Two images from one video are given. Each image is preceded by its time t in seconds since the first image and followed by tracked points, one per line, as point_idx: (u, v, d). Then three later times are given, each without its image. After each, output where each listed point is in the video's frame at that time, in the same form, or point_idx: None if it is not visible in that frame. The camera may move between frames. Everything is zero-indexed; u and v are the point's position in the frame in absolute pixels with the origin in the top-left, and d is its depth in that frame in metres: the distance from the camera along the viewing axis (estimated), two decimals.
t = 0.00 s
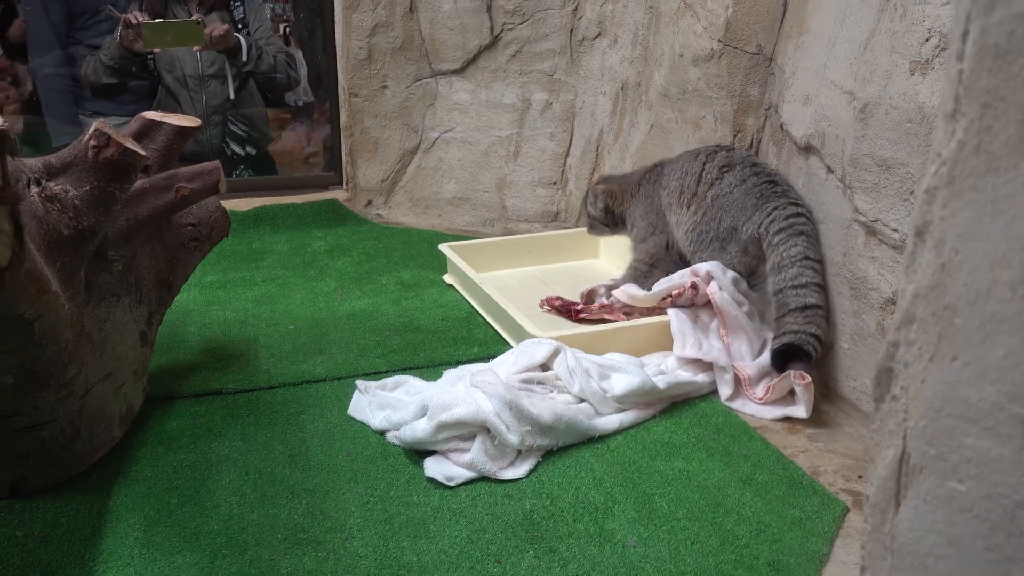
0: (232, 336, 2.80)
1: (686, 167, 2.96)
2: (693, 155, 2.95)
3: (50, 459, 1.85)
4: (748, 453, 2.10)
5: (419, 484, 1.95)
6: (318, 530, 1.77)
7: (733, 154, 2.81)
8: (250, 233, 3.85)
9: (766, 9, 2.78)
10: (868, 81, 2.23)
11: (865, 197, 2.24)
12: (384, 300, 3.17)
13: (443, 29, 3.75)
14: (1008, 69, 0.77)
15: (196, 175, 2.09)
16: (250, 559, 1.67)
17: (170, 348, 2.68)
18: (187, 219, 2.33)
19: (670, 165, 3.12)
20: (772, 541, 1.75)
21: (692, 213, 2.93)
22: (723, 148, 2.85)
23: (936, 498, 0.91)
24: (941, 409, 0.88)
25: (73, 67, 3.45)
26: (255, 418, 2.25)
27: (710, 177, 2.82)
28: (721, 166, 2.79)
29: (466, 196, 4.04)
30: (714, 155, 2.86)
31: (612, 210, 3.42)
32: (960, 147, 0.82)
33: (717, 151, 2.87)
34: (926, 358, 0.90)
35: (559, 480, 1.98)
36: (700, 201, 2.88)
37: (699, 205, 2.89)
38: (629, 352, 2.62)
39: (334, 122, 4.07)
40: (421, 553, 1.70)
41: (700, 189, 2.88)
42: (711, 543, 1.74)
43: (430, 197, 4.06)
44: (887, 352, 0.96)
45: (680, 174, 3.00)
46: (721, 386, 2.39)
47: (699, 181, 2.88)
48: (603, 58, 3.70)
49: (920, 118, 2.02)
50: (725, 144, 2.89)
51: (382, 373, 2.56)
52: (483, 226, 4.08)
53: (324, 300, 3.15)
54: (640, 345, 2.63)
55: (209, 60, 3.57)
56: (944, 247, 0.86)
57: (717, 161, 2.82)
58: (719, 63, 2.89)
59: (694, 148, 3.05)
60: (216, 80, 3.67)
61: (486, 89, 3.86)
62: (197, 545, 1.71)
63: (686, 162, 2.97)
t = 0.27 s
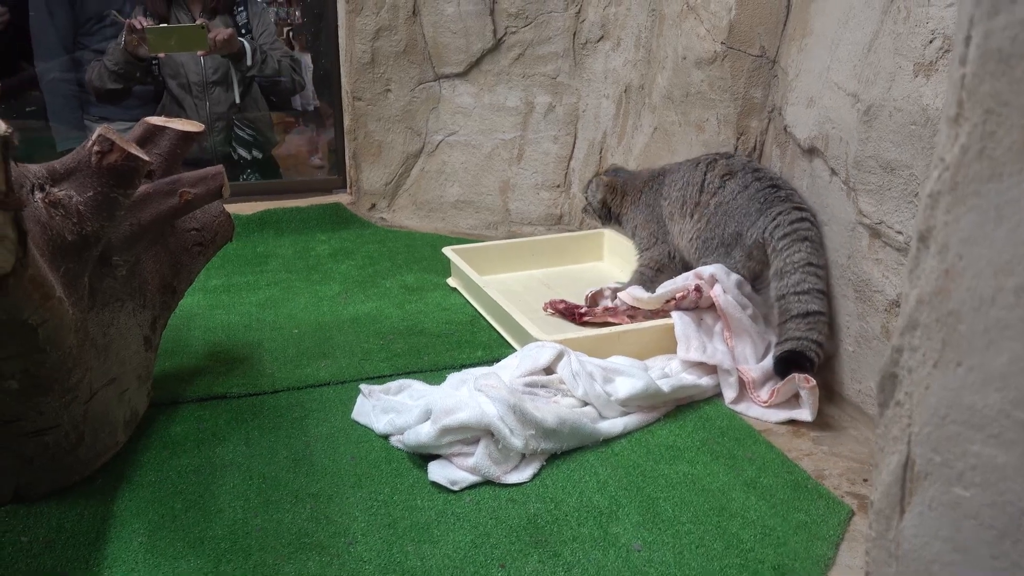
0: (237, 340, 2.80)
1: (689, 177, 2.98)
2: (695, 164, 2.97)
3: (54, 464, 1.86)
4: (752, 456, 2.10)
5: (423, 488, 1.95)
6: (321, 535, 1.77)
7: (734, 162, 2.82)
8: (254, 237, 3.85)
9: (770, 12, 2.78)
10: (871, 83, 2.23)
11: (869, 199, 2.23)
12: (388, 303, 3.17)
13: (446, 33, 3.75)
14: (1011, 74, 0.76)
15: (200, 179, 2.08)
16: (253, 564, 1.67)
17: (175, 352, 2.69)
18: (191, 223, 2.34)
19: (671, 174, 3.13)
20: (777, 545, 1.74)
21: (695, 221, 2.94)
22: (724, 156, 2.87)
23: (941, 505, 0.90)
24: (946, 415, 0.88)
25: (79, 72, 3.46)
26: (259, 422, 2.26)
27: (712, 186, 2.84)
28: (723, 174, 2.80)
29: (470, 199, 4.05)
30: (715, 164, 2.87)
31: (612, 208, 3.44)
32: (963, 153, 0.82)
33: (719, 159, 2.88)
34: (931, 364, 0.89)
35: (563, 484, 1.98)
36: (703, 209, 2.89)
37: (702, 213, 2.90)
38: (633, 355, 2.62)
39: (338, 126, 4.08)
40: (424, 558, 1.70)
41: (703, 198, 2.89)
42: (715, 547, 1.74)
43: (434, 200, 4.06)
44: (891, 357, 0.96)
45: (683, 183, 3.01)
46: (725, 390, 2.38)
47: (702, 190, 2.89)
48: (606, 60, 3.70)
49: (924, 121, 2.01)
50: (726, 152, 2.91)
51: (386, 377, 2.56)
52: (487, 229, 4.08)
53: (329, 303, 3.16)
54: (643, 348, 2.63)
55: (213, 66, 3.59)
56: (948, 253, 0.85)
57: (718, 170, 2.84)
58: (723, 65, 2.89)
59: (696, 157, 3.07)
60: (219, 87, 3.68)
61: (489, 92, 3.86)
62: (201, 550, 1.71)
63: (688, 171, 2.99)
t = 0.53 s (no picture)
0: (241, 345, 2.80)
1: (692, 183, 2.98)
2: (698, 170, 2.97)
3: (59, 470, 1.86)
4: (758, 462, 2.09)
5: (428, 494, 1.95)
6: (326, 541, 1.77)
7: (738, 168, 2.83)
8: (259, 242, 3.86)
9: (774, 15, 2.77)
10: (877, 87, 2.22)
11: (875, 204, 2.22)
12: (393, 308, 3.17)
13: (450, 37, 3.75)
14: (1018, 81, 0.76)
15: (205, 185, 2.07)
16: (258, 571, 1.67)
17: (180, 357, 2.70)
18: (196, 229, 2.34)
19: (673, 181, 3.13)
20: (784, 552, 1.73)
21: (698, 228, 2.94)
22: (726, 163, 2.87)
23: (949, 514, 0.90)
24: (954, 424, 0.87)
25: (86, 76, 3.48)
26: (264, 427, 2.26)
27: (716, 192, 2.84)
28: (727, 180, 2.81)
29: (474, 204, 4.05)
30: (718, 170, 2.88)
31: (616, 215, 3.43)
32: (970, 159, 0.82)
33: (722, 166, 2.88)
34: (939, 372, 0.89)
35: (569, 490, 1.97)
36: (707, 216, 2.88)
37: (706, 219, 2.89)
38: (638, 359, 2.61)
39: (342, 131, 4.09)
40: (429, 564, 1.70)
41: (706, 204, 2.89)
42: (722, 553, 1.73)
43: (438, 205, 4.06)
44: (898, 365, 0.95)
45: (686, 189, 3.01)
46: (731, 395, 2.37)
47: (705, 196, 2.89)
48: (610, 64, 3.70)
49: (930, 124, 2.00)
50: (729, 159, 2.91)
51: (391, 382, 2.56)
52: (492, 234, 4.08)
53: (333, 308, 3.16)
54: (648, 353, 2.62)
55: (219, 73, 3.60)
56: (956, 260, 0.85)
57: (721, 176, 2.84)
58: (727, 69, 2.89)
59: (699, 163, 3.07)
60: (224, 94, 3.69)
61: (493, 97, 3.86)
62: (206, 557, 1.71)
63: (691, 178, 2.99)
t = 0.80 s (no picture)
0: (244, 347, 2.80)
1: (694, 187, 2.97)
2: (699, 174, 2.97)
3: (62, 471, 1.86)
4: (763, 463, 2.08)
5: (431, 496, 1.95)
6: (329, 543, 1.76)
7: (740, 171, 2.82)
8: (262, 243, 3.86)
9: (778, 16, 2.76)
10: (881, 88, 2.21)
11: (880, 205, 2.21)
12: (396, 309, 3.17)
13: (453, 39, 3.75)
14: None
15: (207, 187, 2.08)
16: (261, 573, 1.67)
17: (183, 359, 2.70)
18: (199, 230, 2.35)
19: (675, 184, 3.12)
20: (788, 554, 1.72)
21: (701, 231, 2.93)
22: (728, 165, 2.87)
23: (957, 517, 0.89)
24: (962, 426, 0.86)
25: (88, 78, 3.48)
26: (267, 429, 2.26)
27: (718, 196, 2.83)
28: (730, 183, 2.80)
29: (477, 205, 4.05)
30: (720, 173, 2.87)
31: (619, 217, 3.42)
32: (978, 159, 0.81)
33: (724, 168, 2.88)
34: (945, 373, 0.88)
35: (572, 492, 1.97)
36: (710, 219, 2.87)
37: (708, 223, 2.89)
38: (642, 361, 2.60)
39: (346, 133, 4.09)
40: (432, 566, 1.69)
41: (709, 208, 2.88)
42: (725, 556, 1.72)
43: (441, 206, 4.06)
44: (905, 366, 0.95)
45: (688, 193, 3.00)
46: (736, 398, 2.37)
47: (707, 199, 2.88)
48: (614, 66, 3.70)
49: (935, 125, 1.99)
50: (732, 162, 2.90)
51: (394, 383, 2.56)
52: (495, 235, 4.08)
53: (336, 310, 3.16)
54: (652, 355, 2.62)
55: (222, 74, 3.60)
56: (963, 260, 0.84)
57: (723, 179, 2.83)
58: (731, 70, 2.88)
59: (700, 166, 3.06)
60: (228, 94, 3.70)
61: (497, 98, 3.86)
62: (209, 558, 1.71)
63: (693, 181, 2.98)
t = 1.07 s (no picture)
0: (246, 347, 2.80)
1: (696, 188, 2.97)
2: (701, 176, 2.97)
3: (63, 470, 1.86)
4: (764, 465, 2.08)
5: (432, 497, 1.94)
6: (330, 542, 1.76)
7: (742, 173, 2.82)
8: (264, 243, 3.86)
9: (781, 17, 2.76)
10: (884, 89, 2.21)
11: (882, 206, 2.21)
12: (398, 309, 3.17)
13: (456, 39, 3.75)
14: None
15: (210, 186, 2.09)
16: (262, 572, 1.67)
17: (185, 358, 2.70)
18: (201, 229, 2.35)
19: (677, 186, 3.12)
20: (790, 555, 1.72)
21: (703, 233, 2.93)
22: (730, 167, 2.87)
23: (960, 518, 0.89)
24: (965, 426, 0.86)
25: (92, 79, 3.49)
26: (268, 429, 2.26)
27: (720, 198, 2.83)
28: (732, 185, 2.80)
29: (479, 206, 4.05)
30: (722, 175, 2.87)
31: (621, 219, 3.41)
32: (981, 159, 0.81)
33: (726, 170, 2.88)
34: (949, 374, 0.88)
35: (574, 492, 1.97)
36: (712, 221, 2.87)
37: (710, 225, 2.89)
38: (644, 362, 2.60)
39: (348, 133, 4.09)
40: (433, 566, 1.69)
41: (711, 209, 2.88)
42: (727, 557, 1.72)
43: (443, 207, 4.06)
44: (908, 366, 0.94)
45: (690, 195, 3.00)
46: (737, 398, 2.36)
47: (709, 201, 2.88)
48: (616, 66, 3.70)
49: (938, 126, 1.99)
50: (734, 164, 2.90)
51: (395, 383, 2.55)
52: (497, 236, 4.08)
53: (338, 310, 3.16)
54: (655, 355, 2.61)
55: (226, 73, 3.59)
56: (966, 260, 0.84)
57: (725, 181, 2.83)
58: (734, 71, 2.88)
59: (702, 168, 3.06)
60: (232, 93, 3.69)
61: (499, 99, 3.87)
62: (210, 558, 1.71)
63: (695, 183, 2.98)
